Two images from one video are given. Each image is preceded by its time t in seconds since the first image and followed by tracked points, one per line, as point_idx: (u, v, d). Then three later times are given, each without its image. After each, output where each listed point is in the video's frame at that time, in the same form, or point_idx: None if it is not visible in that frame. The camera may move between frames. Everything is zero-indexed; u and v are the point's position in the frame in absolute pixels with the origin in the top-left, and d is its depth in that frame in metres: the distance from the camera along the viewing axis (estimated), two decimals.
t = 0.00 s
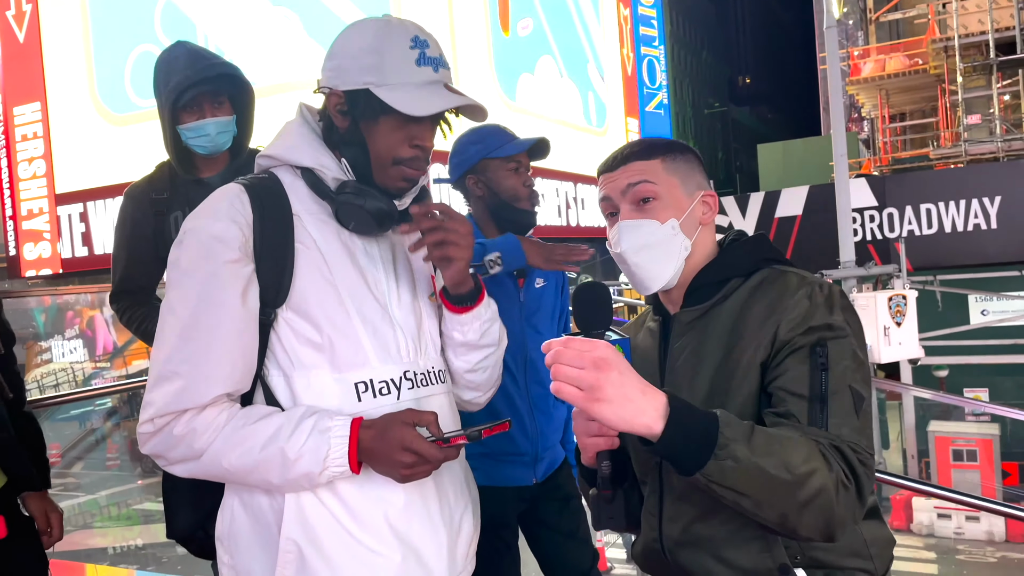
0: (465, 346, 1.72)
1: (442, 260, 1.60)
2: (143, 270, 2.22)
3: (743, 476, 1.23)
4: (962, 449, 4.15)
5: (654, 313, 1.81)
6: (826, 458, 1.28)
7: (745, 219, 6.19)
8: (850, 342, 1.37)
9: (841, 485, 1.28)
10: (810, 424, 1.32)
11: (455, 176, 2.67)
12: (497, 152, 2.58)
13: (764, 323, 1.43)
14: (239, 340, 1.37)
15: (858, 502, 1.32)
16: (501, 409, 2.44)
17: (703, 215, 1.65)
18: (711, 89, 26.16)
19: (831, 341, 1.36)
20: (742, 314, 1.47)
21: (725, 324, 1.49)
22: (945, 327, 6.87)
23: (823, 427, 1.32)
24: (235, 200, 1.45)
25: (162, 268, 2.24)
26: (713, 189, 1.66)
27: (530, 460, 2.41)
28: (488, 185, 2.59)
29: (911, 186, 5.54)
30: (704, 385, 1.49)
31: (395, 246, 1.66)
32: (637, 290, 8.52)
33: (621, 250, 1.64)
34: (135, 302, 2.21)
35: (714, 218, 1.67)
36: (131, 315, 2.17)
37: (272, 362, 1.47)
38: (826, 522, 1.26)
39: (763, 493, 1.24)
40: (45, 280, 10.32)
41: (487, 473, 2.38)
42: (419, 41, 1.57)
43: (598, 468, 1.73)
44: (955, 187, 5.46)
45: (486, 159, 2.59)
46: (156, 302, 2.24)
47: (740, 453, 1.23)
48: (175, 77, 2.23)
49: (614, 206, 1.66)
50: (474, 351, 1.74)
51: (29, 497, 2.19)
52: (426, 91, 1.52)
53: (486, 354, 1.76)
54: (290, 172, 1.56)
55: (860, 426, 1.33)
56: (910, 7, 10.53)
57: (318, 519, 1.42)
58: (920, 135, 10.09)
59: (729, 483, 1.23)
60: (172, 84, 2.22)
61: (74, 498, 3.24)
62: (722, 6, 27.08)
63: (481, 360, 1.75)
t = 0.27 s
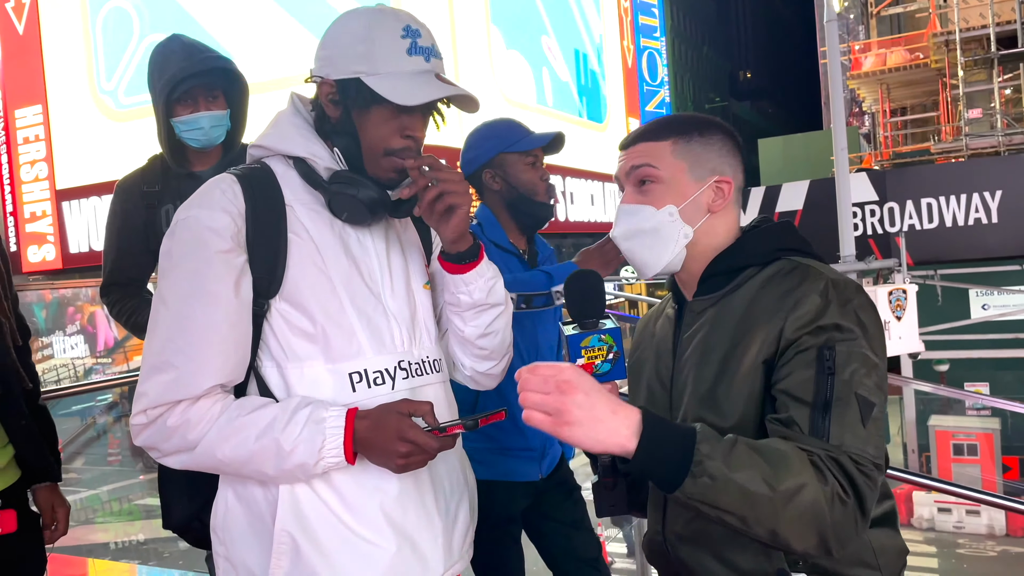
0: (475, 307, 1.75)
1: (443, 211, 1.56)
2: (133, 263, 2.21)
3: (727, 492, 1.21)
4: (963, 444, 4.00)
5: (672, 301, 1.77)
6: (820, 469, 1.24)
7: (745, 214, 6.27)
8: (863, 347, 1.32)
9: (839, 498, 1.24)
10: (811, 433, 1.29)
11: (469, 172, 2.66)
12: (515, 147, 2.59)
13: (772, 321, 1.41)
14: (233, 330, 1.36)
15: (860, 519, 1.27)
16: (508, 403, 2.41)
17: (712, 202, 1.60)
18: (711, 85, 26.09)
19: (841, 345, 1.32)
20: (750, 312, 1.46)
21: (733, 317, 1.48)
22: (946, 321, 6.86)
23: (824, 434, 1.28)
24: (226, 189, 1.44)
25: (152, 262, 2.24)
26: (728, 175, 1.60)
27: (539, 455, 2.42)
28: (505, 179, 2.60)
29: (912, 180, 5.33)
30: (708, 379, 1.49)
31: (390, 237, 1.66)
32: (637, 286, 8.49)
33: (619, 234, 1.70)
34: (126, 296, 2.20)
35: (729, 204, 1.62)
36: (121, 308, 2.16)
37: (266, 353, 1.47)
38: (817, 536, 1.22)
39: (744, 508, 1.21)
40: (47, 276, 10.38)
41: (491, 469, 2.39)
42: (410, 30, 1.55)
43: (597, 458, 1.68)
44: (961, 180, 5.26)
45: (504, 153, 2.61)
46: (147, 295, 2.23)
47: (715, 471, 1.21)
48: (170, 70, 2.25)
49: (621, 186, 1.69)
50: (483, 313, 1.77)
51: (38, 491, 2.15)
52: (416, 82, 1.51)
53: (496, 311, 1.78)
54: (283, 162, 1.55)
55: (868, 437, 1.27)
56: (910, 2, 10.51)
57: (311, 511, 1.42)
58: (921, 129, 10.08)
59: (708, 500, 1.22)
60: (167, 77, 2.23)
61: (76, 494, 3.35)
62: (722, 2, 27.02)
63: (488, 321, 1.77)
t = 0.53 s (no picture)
0: (473, 302, 1.71)
1: (439, 204, 1.55)
2: (125, 262, 2.20)
3: (690, 483, 1.19)
4: (964, 439, 3.81)
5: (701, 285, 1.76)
6: (791, 491, 1.17)
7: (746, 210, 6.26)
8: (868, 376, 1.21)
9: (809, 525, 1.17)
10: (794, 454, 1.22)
11: (491, 165, 2.79)
12: (542, 141, 2.74)
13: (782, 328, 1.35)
14: (223, 328, 1.35)
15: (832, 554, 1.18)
16: (512, 400, 2.41)
17: (750, 192, 1.54)
18: (714, 82, 26.02)
19: (843, 369, 1.22)
20: (766, 316, 1.42)
21: (750, 316, 1.45)
22: (947, 318, 6.83)
23: (805, 457, 1.20)
24: (219, 184, 1.42)
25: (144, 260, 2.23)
26: (777, 170, 1.52)
27: (546, 451, 2.42)
28: (530, 173, 2.73)
29: (914, 175, 5.15)
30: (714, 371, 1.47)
31: (388, 234, 1.63)
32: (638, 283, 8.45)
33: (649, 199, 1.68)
34: (117, 294, 2.19)
35: (772, 198, 1.54)
36: (113, 306, 2.15)
37: (257, 352, 1.45)
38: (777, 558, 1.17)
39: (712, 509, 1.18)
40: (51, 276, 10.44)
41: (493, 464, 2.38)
42: None
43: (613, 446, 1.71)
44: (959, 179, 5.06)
45: (529, 148, 2.75)
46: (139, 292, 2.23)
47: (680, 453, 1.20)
48: (165, 67, 2.28)
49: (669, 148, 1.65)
50: (482, 308, 1.73)
51: (57, 490, 2.22)
52: (373, 41, 1.49)
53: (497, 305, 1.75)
54: (278, 157, 1.54)
55: (854, 471, 1.18)
56: None
57: (301, 513, 1.40)
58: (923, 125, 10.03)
59: (676, 482, 1.20)
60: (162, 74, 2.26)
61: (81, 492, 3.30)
62: None
63: (489, 320, 1.73)
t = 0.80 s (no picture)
0: (475, 309, 1.68)
1: (438, 211, 1.51)
2: (122, 266, 2.21)
3: (689, 514, 1.13)
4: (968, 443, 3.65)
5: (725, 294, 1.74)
6: (801, 522, 1.12)
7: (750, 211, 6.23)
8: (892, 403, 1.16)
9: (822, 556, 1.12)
10: (808, 479, 1.16)
11: (504, 166, 2.80)
12: (557, 146, 2.76)
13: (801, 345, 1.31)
14: (218, 337, 1.32)
15: None
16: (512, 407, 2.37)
17: (780, 201, 1.50)
18: (719, 84, 25.99)
19: (866, 393, 1.17)
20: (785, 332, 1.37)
21: (767, 329, 1.41)
22: (953, 320, 6.80)
23: (819, 484, 1.15)
24: (214, 191, 1.40)
25: (139, 264, 2.24)
26: (807, 177, 1.49)
27: (554, 459, 2.40)
28: (543, 176, 2.76)
29: (920, 179, 5.11)
30: (729, 390, 1.42)
31: (389, 242, 1.60)
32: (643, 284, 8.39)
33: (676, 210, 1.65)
34: (116, 298, 2.19)
35: (802, 207, 1.51)
36: (108, 309, 2.15)
37: (253, 363, 1.43)
38: None
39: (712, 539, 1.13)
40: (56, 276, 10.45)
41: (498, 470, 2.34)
42: (365, 2, 1.50)
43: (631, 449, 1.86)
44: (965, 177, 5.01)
45: (545, 151, 2.77)
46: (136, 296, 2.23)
47: (681, 489, 1.14)
48: (161, 67, 2.23)
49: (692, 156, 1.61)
50: (485, 316, 1.70)
51: (65, 499, 2.21)
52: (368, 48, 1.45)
53: (499, 313, 1.72)
54: (275, 163, 1.52)
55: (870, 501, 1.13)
56: None
57: (296, 527, 1.38)
58: (929, 127, 9.97)
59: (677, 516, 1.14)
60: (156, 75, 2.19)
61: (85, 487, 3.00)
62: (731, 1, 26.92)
63: (491, 327, 1.71)
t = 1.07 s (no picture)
0: (463, 312, 1.63)
1: (424, 208, 1.49)
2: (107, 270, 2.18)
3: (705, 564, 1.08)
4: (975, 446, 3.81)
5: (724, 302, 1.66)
6: (832, 548, 1.06)
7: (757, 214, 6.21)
8: (921, 417, 1.10)
9: None
10: (836, 502, 1.11)
11: (511, 169, 2.73)
12: (562, 150, 2.71)
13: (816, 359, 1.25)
14: (191, 349, 1.28)
15: None
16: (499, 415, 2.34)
17: (783, 213, 1.45)
18: (723, 85, 25.93)
19: (892, 406, 1.12)
20: (796, 344, 1.31)
21: (773, 340, 1.35)
22: (958, 324, 6.74)
23: (849, 506, 1.09)
24: (187, 197, 1.36)
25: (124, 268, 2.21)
26: (808, 185, 1.44)
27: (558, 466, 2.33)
28: (552, 180, 2.71)
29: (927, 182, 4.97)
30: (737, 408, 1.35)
31: (371, 247, 1.55)
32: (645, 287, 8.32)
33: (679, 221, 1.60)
34: (100, 300, 2.19)
35: (803, 217, 1.46)
36: (93, 316, 2.13)
37: (229, 374, 1.38)
38: None
39: None
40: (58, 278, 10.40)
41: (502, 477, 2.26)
42: (362, 5, 1.46)
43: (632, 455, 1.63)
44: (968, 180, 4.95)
45: (552, 155, 2.72)
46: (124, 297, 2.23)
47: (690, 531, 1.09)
48: (142, 68, 2.31)
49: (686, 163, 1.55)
50: (473, 320, 1.64)
51: (48, 507, 2.15)
52: (368, 55, 1.41)
53: (488, 316, 1.67)
54: (253, 166, 1.48)
55: (904, 520, 1.07)
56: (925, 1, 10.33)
57: (273, 545, 1.33)
58: (935, 130, 9.91)
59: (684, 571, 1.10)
60: (138, 76, 2.29)
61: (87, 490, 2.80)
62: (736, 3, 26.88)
63: (481, 332, 1.65)
